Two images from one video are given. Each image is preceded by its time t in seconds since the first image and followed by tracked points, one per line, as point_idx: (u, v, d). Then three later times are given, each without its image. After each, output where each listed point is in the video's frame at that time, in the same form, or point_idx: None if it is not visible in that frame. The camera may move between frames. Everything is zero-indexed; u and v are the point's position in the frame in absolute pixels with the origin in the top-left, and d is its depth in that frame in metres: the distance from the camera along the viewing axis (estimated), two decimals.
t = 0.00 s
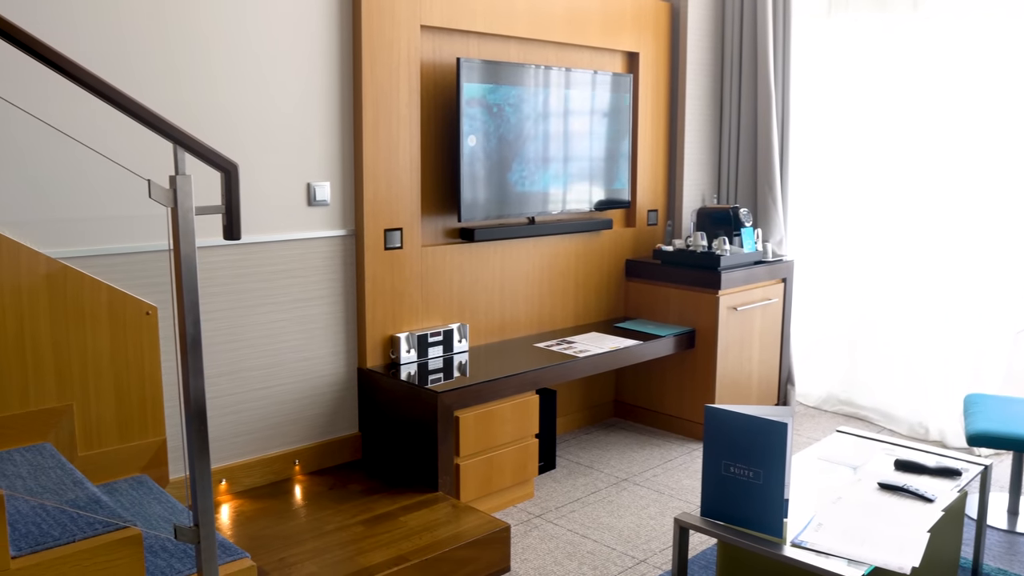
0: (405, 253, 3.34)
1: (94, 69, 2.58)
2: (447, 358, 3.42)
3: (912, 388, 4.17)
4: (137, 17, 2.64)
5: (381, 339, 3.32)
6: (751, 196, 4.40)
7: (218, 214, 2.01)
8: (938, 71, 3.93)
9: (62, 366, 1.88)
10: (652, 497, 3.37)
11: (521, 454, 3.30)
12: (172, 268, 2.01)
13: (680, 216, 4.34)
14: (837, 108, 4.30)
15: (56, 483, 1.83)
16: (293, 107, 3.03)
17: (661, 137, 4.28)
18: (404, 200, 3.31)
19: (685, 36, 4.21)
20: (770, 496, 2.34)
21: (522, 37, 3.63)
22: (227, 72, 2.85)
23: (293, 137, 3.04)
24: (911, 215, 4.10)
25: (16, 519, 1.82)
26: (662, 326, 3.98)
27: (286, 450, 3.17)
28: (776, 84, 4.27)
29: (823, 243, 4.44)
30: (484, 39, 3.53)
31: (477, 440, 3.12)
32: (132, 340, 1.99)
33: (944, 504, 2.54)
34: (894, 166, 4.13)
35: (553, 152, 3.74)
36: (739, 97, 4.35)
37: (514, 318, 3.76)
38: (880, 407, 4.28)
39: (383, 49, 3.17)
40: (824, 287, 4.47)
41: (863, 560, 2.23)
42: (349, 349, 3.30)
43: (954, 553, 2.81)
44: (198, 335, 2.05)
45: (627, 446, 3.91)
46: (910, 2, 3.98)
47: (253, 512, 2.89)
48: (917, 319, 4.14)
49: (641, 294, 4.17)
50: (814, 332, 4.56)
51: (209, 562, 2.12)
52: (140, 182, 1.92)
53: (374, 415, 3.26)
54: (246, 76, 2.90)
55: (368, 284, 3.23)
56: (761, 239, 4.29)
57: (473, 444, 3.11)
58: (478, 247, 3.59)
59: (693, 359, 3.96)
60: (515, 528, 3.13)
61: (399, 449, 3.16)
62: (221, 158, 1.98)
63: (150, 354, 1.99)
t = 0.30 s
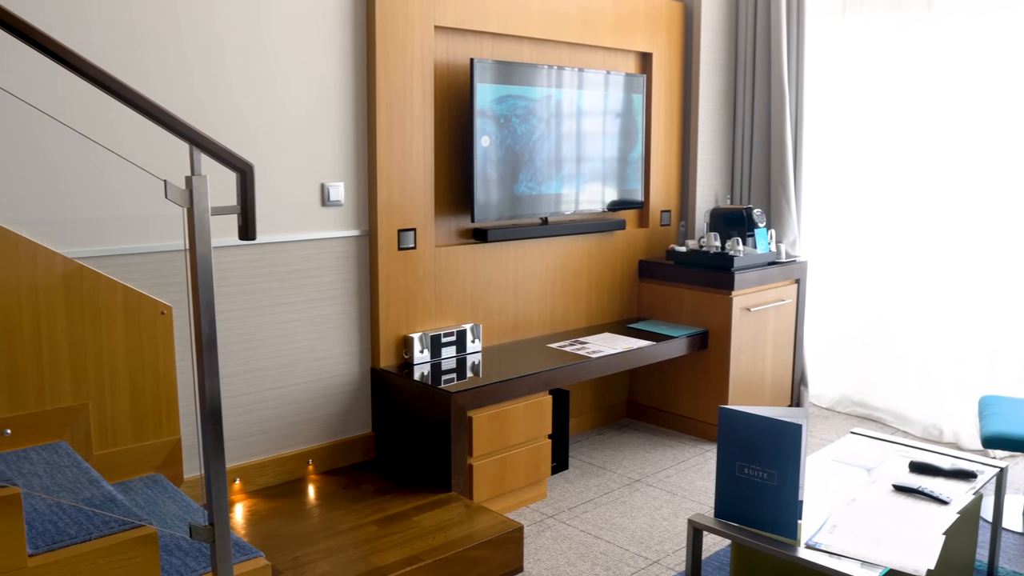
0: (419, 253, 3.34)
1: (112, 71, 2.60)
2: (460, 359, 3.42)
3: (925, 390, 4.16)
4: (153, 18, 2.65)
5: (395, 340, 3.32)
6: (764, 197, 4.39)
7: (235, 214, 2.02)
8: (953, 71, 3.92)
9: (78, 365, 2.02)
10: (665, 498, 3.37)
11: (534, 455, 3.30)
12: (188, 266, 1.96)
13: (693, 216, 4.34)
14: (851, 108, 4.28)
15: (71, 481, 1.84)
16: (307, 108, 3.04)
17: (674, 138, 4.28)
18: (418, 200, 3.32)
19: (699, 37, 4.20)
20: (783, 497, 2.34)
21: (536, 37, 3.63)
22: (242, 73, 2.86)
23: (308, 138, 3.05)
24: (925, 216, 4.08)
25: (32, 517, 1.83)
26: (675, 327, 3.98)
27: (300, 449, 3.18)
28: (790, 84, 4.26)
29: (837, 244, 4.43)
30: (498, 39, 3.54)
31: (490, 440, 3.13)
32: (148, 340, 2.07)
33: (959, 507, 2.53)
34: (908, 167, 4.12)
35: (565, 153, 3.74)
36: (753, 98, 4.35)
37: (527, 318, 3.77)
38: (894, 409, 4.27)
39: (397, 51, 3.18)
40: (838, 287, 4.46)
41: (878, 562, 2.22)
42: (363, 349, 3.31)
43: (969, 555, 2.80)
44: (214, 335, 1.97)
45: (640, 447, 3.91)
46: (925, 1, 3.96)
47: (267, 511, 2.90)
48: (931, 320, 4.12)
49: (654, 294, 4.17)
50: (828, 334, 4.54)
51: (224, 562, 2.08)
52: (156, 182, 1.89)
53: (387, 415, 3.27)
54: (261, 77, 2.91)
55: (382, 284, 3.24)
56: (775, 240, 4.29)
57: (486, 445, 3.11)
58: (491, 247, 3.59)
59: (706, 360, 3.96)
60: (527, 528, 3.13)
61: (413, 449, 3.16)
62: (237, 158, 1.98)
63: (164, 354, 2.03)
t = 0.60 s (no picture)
0: (432, 254, 3.35)
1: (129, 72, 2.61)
2: (473, 359, 3.43)
3: (939, 392, 4.14)
4: (168, 19, 2.65)
5: (408, 340, 3.33)
6: (777, 198, 4.39)
7: (250, 216, 2.02)
8: (969, 71, 3.90)
9: (93, 365, 2.04)
10: (678, 500, 3.37)
11: (546, 456, 3.30)
12: (202, 266, 1.96)
13: (706, 217, 4.33)
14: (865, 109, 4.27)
15: (87, 481, 1.82)
16: (322, 110, 3.05)
17: (687, 138, 4.27)
18: (431, 202, 3.32)
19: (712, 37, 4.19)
20: (798, 500, 2.33)
21: (550, 38, 3.63)
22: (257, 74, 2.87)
23: (322, 139, 3.06)
24: (939, 217, 4.06)
25: (48, 516, 1.85)
26: (687, 328, 3.98)
27: (314, 449, 3.19)
28: (804, 85, 4.25)
29: (850, 245, 4.42)
30: (511, 40, 3.54)
31: (503, 441, 3.13)
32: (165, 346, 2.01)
33: (974, 510, 2.52)
34: (922, 168, 4.10)
35: (578, 154, 3.74)
36: (766, 99, 4.34)
37: (539, 319, 3.77)
38: (907, 410, 4.25)
39: (411, 52, 3.19)
40: (851, 289, 4.45)
41: (893, 565, 2.21)
42: (376, 349, 3.32)
43: (984, 558, 2.79)
44: (230, 336, 2.00)
45: (652, 448, 3.91)
46: (940, 2, 3.95)
47: (281, 511, 2.91)
48: (945, 322, 4.10)
49: (667, 295, 4.16)
50: (841, 335, 4.53)
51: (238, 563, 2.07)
52: (172, 184, 1.89)
53: (400, 416, 3.28)
54: (275, 79, 2.91)
55: (395, 285, 3.25)
56: (788, 240, 4.28)
57: (499, 446, 3.12)
58: (504, 248, 3.59)
59: (719, 361, 3.95)
60: (540, 529, 3.13)
61: (425, 450, 3.17)
62: (252, 160, 1.99)
63: (179, 355, 2.00)
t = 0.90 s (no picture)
0: (444, 254, 3.35)
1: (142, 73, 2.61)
2: (485, 359, 3.43)
3: (953, 393, 4.12)
4: (183, 20, 2.66)
5: (420, 340, 3.33)
6: (790, 198, 4.37)
7: (264, 215, 2.02)
8: (984, 72, 3.87)
9: (108, 369, 2.02)
10: (690, 501, 3.36)
11: (558, 456, 3.30)
12: (217, 266, 1.97)
13: (719, 218, 4.32)
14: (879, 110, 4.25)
15: (102, 480, 1.84)
16: (335, 110, 3.05)
17: (700, 139, 4.26)
18: (444, 202, 3.33)
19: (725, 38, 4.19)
20: (812, 501, 2.32)
21: (563, 38, 3.62)
22: (271, 75, 2.88)
23: (336, 140, 3.06)
24: (954, 218, 4.04)
25: (64, 515, 1.87)
26: (700, 329, 3.97)
27: (326, 449, 3.20)
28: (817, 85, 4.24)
29: (864, 246, 4.40)
30: (524, 40, 3.54)
31: (515, 441, 3.13)
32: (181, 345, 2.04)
33: (990, 512, 2.51)
34: (936, 169, 4.08)
35: (590, 154, 3.73)
36: (779, 99, 4.33)
37: (552, 319, 3.77)
38: (921, 412, 4.23)
39: (425, 53, 3.19)
40: (864, 290, 4.43)
41: (908, 567, 2.20)
42: (388, 349, 3.32)
43: (999, 561, 2.78)
44: (243, 335, 1.98)
45: (665, 448, 3.90)
46: (954, 1, 3.93)
47: (293, 511, 2.91)
48: (959, 323, 4.08)
49: (679, 296, 4.15)
50: (854, 336, 4.52)
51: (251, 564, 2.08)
52: (186, 184, 1.89)
53: (412, 416, 3.28)
54: (289, 80, 2.92)
55: (408, 285, 3.25)
56: (801, 241, 4.26)
57: (512, 446, 3.12)
58: (517, 248, 3.59)
59: (731, 362, 3.94)
60: (553, 530, 3.13)
61: (438, 450, 3.17)
62: (266, 160, 1.99)
63: (193, 355, 2.02)
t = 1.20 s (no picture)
0: (456, 254, 3.35)
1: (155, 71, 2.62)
2: (497, 359, 3.43)
3: (967, 395, 4.10)
4: (197, 20, 2.67)
5: (432, 340, 3.33)
6: (803, 198, 4.36)
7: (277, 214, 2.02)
8: (1000, 71, 3.86)
9: (121, 367, 1.95)
10: (702, 501, 3.35)
11: (570, 456, 3.30)
12: (229, 263, 1.98)
13: (731, 217, 4.31)
14: (893, 109, 4.23)
15: (115, 478, 1.81)
16: (348, 109, 3.05)
17: (713, 138, 4.25)
18: (456, 201, 3.32)
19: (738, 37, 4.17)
20: (826, 503, 2.30)
21: (576, 38, 3.62)
22: (284, 74, 2.88)
23: (348, 139, 3.06)
24: (968, 218, 4.02)
25: (77, 512, 1.84)
26: (712, 329, 3.96)
27: (337, 448, 3.20)
28: (830, 85, 4.22)
29: (877, 246, 4.38)
30: (537, 39, 3.53)
31: (527, 441, 3.12)
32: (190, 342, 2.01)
33: (1006, 514, 2.49)
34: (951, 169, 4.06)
35: (602, 153, 3.73)
36: (792, 99, 4.31)
37: (564, 318, 3.76)
38: (935, 413, 4.21)
39: (437, 52, 3.19)
40: (877, 290, 4.41)
41: (922, 569, 2.19)
42: (400, 348, 3.32)
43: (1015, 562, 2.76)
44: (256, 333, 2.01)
45: (677, 449, 3.89)
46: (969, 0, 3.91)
47: (305, 509, 2.91)
48: (974, 324, 4.06)
49: (691, 296, 4.14)
50: (868, 336, 4.50)
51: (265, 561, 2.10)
52: (201, 182, 1.91)
53: (424, 415, 3.28)
54: (303, 81, 2.93)
55: (420, 284, 3.25)
56: (814, 241, 4.25)
57: (523, 446, 3.11)
58: (529, 247, 3.58)
59: (744, 362, 3.93)
60: (565, 529, 3.13)
61: (449, 449, 3.17)
62: (279, 159, 1.99)
63: (206, 353, 2.01)
